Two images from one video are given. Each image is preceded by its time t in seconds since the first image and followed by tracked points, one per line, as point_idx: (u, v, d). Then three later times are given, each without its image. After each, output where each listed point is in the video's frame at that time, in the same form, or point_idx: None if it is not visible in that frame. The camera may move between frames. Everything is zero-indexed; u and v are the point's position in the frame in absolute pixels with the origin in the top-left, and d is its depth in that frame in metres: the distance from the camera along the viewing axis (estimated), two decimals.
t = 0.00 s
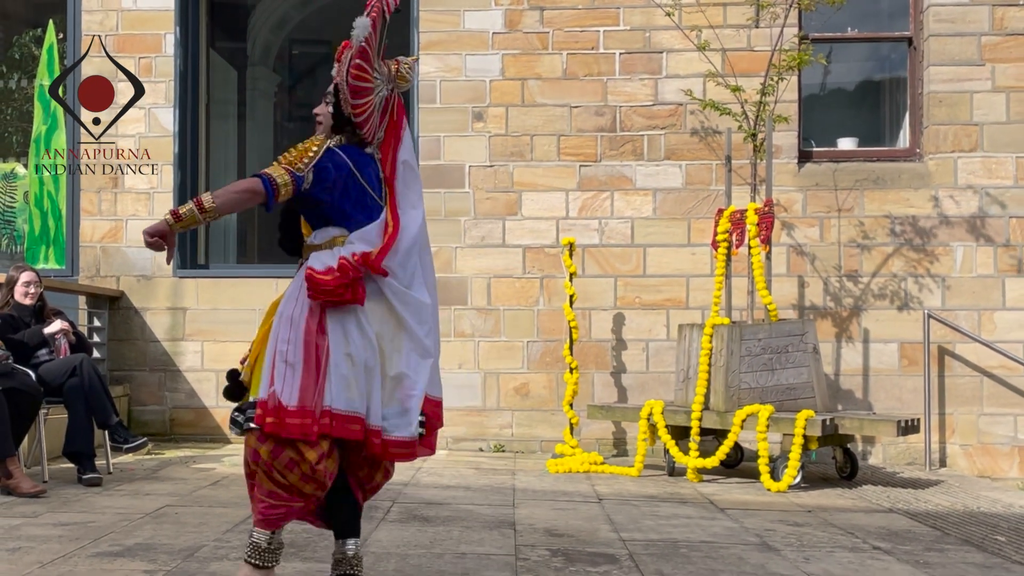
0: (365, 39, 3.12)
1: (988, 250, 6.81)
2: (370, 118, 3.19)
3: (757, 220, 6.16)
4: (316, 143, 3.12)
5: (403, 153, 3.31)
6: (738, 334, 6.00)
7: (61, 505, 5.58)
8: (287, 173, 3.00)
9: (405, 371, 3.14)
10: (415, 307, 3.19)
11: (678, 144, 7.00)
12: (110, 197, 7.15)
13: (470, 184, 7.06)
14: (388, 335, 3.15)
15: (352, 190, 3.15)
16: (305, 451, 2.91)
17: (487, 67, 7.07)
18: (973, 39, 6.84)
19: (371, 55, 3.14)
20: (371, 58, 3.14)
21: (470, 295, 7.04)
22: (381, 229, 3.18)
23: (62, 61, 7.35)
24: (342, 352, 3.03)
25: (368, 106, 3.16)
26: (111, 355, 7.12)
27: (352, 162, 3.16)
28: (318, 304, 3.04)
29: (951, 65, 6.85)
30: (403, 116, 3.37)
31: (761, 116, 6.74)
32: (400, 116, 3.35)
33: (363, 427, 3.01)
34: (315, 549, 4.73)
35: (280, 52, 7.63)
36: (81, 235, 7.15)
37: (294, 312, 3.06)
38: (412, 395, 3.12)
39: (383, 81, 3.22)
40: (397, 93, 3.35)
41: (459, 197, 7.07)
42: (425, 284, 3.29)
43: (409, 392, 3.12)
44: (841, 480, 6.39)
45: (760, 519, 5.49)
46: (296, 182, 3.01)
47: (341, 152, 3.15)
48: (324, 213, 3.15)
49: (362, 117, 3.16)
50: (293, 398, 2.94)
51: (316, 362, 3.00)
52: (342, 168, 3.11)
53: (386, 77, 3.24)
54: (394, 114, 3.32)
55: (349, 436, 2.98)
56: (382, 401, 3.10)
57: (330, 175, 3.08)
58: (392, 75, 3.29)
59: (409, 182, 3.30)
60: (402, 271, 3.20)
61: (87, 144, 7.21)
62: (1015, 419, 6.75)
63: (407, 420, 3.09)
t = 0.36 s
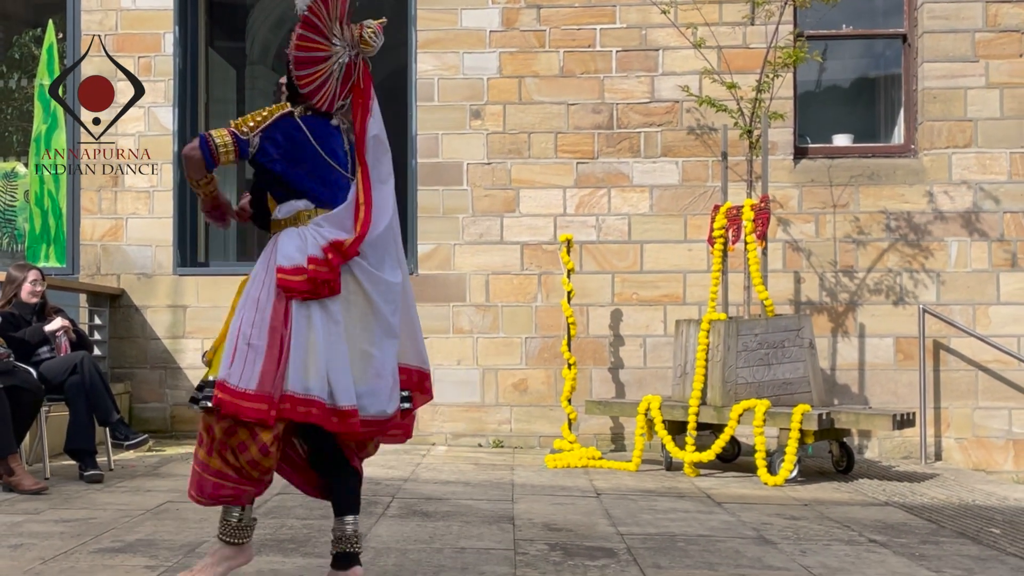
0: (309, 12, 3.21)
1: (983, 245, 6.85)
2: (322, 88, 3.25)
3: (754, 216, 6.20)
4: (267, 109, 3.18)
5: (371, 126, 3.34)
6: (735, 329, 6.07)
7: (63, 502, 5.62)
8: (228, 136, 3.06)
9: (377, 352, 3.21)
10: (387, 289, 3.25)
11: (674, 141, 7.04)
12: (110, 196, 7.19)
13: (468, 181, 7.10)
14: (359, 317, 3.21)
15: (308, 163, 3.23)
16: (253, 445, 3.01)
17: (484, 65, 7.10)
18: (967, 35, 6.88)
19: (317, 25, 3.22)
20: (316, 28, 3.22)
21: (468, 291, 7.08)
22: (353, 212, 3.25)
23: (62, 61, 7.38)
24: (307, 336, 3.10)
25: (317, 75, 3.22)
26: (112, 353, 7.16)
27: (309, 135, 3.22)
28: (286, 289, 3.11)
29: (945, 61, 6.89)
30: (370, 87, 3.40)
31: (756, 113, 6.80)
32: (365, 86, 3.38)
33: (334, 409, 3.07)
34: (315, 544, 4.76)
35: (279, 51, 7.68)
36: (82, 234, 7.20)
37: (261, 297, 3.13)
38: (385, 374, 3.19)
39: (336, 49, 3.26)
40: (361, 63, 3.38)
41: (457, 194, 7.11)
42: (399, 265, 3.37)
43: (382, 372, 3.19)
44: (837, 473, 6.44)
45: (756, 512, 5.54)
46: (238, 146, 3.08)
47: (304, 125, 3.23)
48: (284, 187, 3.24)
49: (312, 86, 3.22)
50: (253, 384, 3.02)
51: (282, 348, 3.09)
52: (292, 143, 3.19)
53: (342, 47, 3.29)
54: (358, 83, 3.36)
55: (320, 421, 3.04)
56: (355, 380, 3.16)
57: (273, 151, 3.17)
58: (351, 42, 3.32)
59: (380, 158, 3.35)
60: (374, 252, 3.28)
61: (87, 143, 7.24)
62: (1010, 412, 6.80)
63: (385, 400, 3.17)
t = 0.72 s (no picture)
0: (223, 32, 3.17)
1: (979, 240, 6.90)
2: (253, 101, 3.22)
3: (752, 213, 6.23)
4: (231, 135, 3.16)
5: (300, 126, 3.20)
6: (733, 325, 6.09)
7: (66, 499, 5.67)
8: (205, 187, 3.07)
9: (312, 373, 3.10)
10: (325, 304, 3.12)
11: (672, 138, 7.08)
12: (113, 195, 7.23)
13: (468, 179, 7.15)
14: (296, 337, 3.12)
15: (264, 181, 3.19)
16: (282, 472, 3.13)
17: (483, 63, 7.14)
18: (963, 33, 6.93)
19: (235, 44, 3.17)
20: (234, 48, 3.17)
21: (469, 288, 7.12)
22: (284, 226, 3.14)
23: (64, 60, 7.42)
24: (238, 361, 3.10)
25: (240, 92, 3.19)
26: (116, 351, 7.21)
27: (263, 153, 3.20)
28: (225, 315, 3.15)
29: (942, 58, 6.93)
30: (311, 87, 3.25)
31: (754, 111, 6.83)
32: (305, 86, 3.24)
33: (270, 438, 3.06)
34: (317, 540, 4.80)
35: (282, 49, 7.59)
36: (85, 232, 7.24)
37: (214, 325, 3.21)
38: (323, 397, 3.10)
39: (264, 62, 3.20)
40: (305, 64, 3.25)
41: (457, 191, 7.15)
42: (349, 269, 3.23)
43: (320, 394, 3.10)
44: (835, 468, 6.48)
45: (755, 507, 5.58)
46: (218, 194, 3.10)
47: (260, 142, 3.21)
48: (243, 208, 3.21)
49: (238, 104, 3.21)
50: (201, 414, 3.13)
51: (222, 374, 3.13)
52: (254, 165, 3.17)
53: (273, 56, 3.21)
54: (299, 87, 3.24)
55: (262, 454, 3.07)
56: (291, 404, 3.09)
57: (247, 171, 3.15)
58: (286, 47, 3.22)
59: (316, 159, 3.19)
60: (313, 264, 3.15)
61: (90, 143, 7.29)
62: (1007, 406, 6.84)
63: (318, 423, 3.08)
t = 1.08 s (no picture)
0: (201, 40, 3.20)
1: (978, 236, 6.94)
2: (238, 106, 3.24)
3: (752, 209, 6.26)
4: (220, 136, 3.28)
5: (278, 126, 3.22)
6: (734, 321, 6.17)
7: (73, 494, 5.72)
8: (208, 164, 3.15)
9: (298, 362, 3.11)
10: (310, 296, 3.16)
11: (673, 136, 7.12)
12: (118, 193, 7.29)
13: (471, 176, 7.19)
14: (283, 329, 3.15)
15: (254, 175, 3.26)
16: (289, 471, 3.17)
17: (486, 61, 7.19)
18: (962, 30, 6.97)
19: (215, 50, 3.20)
20: (215, 54, 3.20)
21: (471, 285, 7.17)
22: (273, 224, 3.18)
23: (69, 59, 7.46)
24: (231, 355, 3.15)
25: (225, 98, 3.22)
26: (122, 348, 7.26)
27: (253, 147, 3.29)
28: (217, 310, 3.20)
29: (941, 55, 6.97)
30: (290, 86, 3.28)
31: (755, 108, 6.87)
32: (286, 85, 3.28)
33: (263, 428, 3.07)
34: (321, 535, 4.85)
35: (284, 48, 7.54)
36: (91, 230, 7.30)
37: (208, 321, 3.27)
38: (312, 386, 3.11)
39: (247, 65, 3.25)
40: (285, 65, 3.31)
41: (459, 189, 7.20)
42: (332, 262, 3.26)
43: (306, 382, 3.11)
44: (835, 463, 6.53)
45: (755, 501, 5.63)
46: (220, 169, 3.17)
47: (255, 142, 3.31)
48: (236, 203, 3.27)
49: (224, 109, 3.23)
50: (193, 408, 3.16)
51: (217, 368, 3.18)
52: (245, 154, 3.26)
53: (253, 59, 3.26)
54: (281, 88, 3.29)
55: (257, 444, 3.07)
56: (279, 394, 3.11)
57: (241, 164, 3.24)
58: (265, 49, 3.27)
59: (298, 157, 3.22)
60: (299, 257, 3.19)
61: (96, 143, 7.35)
62: (1006, 401, 6.89)
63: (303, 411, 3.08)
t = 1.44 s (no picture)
0: (213, 33, 3.27)
1: (983, 232, 6.96)
2: (250, 97, 3.29)
3: (758, 205, 6.28)
4: (225, 134, 3.24)
5: (295, 121, 3.29)
6: (739, 316, 6.20)
7: (83, 487, 5.77)
8: (217, 167, 3.15)
9: (317, 356, 3.16)
10: (326, 290, 3.21)
11: (680, 131, 7.15)
12: (128, 188, 7.34)
13: (478, 171, 7.23)
14: (299, 323, 3.20)
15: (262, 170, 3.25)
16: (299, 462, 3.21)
17: (492, 57, 7.22)
18: (967, 26, 6.98)
19: (226, 42, 3.27)
20: (226, 46, 3.27)
21: (478, 280, 7.21)
22: (286, 217, 3.21)
23: (80, 55, 7.49)
24: (245, 350, 3.17)
25: (238, 89, 3.28)
26: (131, 341, 7.31)
27: (260, 143, 3.28)
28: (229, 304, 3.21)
29: (946, 51, 6.99)
30: (302, 83, 3.36)
31: (761, 104, 6.89)
32: (296, 81, 3.35)
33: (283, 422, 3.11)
34: (330, 527, 4.89)
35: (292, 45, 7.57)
36: (100, 224, 7.35)
37: (217, 315, 3.29)
38: (332, 379, 3.17)
39: (256, 58, 3.30)
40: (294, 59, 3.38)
41: (466, 184, 7.24)
42: (343, 258, 3.33)
43: (326, 376, 3.17)
44: (840, 457, 6.57)
45: (761, 495, 5.67)
46: (230, 170, 3.16)
47: (261, 137, 3.31)
48: (246, 201, 3.26)
49: (238, 101, 3.28)
50: (209, 403, 3.20)
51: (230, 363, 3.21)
52: (250, 150, 3.24)
53: (261, 53, 3.31)
54: (291, 83, 3.33)
55: (278, 439, 3.11)
56: (299, 389, 3.15)
57: (250, 159, 3.22)
58: (271, 44, 3.33)
59: (313, 152, 3.29)
60: (314, 253, 3.25)
61: (105, 136, 7.38)
62: (1010, 396, 6.91)
63: (325, 404, 3.15)
